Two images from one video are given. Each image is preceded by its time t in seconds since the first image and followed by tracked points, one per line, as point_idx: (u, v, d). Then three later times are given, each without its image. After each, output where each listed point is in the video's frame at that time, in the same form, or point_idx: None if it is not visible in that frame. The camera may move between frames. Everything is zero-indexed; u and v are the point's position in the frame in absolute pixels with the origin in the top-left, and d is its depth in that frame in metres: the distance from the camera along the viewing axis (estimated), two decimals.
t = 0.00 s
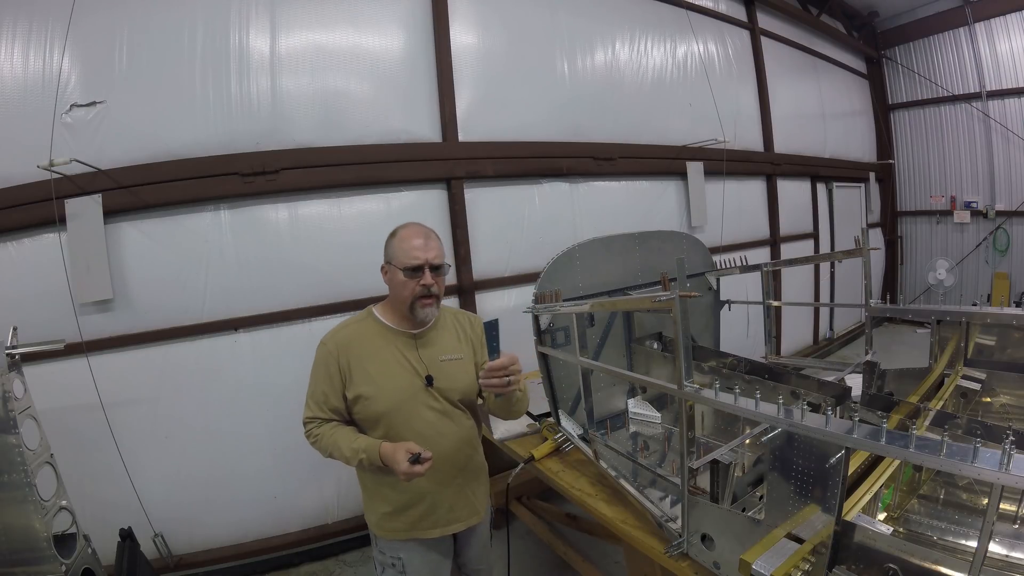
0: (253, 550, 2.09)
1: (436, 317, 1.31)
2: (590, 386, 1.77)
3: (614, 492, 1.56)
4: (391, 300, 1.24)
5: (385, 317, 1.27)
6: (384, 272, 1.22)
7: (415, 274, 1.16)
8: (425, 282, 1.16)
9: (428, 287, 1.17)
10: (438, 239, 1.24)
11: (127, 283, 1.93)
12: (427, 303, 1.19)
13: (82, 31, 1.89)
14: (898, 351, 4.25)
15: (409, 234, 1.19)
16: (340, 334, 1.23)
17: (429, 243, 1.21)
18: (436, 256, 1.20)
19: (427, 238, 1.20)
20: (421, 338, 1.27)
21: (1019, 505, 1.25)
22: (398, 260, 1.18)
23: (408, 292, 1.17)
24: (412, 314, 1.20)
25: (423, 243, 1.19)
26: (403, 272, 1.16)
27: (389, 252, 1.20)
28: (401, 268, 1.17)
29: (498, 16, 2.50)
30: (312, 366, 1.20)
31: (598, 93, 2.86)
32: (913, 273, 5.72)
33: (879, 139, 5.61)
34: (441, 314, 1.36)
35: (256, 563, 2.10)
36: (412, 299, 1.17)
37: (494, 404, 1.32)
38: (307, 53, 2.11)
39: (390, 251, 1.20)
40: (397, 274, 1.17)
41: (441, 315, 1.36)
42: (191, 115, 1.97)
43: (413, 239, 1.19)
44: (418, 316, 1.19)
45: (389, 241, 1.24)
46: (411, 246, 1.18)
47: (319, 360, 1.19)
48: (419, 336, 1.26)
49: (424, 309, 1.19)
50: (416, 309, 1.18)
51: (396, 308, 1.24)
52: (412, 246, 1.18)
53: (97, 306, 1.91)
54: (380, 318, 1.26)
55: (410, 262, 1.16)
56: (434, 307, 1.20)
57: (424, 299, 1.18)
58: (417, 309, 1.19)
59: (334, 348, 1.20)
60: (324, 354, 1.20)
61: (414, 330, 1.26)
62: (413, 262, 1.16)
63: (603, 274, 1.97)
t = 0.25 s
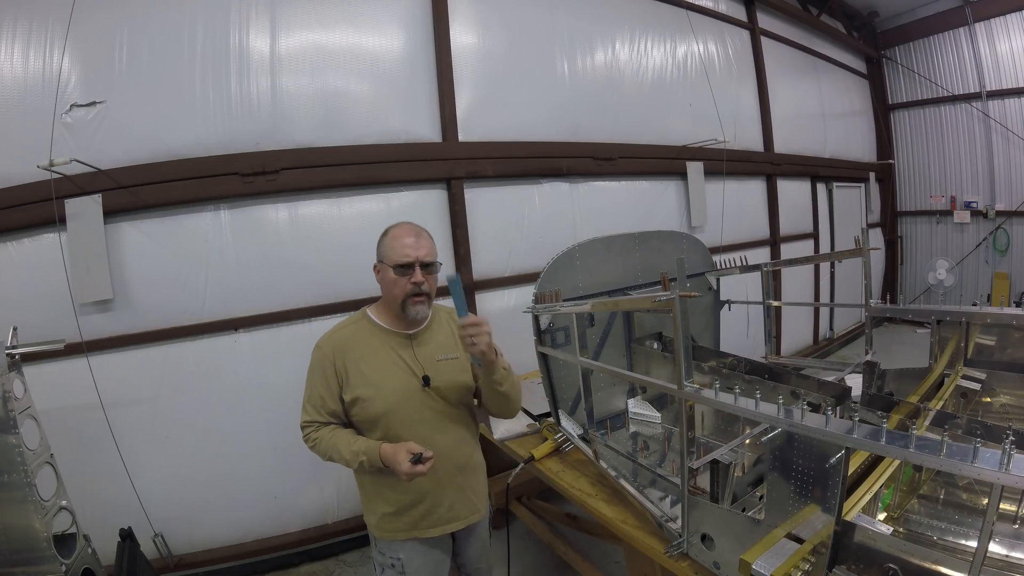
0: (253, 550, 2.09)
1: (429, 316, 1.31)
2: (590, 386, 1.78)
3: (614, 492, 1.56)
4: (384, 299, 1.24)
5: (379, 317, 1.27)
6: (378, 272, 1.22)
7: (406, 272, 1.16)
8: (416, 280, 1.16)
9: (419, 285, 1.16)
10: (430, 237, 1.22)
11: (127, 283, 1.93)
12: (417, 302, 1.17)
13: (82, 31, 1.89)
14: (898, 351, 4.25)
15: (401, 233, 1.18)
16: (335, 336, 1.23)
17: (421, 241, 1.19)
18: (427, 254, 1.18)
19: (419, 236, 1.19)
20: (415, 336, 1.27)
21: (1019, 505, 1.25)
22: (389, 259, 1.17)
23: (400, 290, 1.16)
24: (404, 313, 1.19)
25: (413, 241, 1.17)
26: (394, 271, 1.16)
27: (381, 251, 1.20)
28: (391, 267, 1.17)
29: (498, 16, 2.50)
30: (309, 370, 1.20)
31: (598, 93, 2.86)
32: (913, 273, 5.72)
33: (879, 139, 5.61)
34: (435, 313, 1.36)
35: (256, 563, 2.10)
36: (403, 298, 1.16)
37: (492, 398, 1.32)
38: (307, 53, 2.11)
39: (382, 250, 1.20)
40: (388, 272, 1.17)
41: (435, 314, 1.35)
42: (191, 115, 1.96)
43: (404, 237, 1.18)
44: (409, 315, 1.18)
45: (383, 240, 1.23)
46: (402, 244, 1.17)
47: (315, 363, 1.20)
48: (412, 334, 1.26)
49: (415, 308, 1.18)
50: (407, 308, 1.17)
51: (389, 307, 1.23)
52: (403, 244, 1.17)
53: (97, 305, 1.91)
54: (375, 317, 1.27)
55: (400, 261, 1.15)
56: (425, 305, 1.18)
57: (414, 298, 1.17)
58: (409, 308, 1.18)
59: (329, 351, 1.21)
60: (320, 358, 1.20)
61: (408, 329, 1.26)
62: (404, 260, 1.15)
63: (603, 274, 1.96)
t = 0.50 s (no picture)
0: (253, 550, 2.09)
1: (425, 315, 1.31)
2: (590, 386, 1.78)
3: (614, 492, 1.56)
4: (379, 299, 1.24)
5: (374, 316, 1.27)
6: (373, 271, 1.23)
7: (399, 274, 1.16)
8: (408, 282, 1.16)
9: (412, 287, 1.16)
10: (426, 238, 1.22)
11: (127, 283, 1.93)
12: (410, 303, 1.17)
13: (82, 31, 1.89)
14: (898, 351, 4.25)
15: (397, 233, 1.18)
16: (332, 337, 1.23)
17: (416, 243, 1.19)
18: (422, 255, 1.18)
19: (414, 237, 1.19)
20: (410, 337, 1.26)
21: (1019, 505, 1.25)
22: (383, 259, 1.17)
23: (393, 292, 1.17)
24: (397, 314, 1.19)
25: (408, 243, 1.17)
26: (387, 272, 1.16)
27: (377, 251, 1.20)
28: (385, 268, 1.17)
29: (498, 16, 2.50)
30: (307, 372, 1.21)
31: (598, 93, 2.86)
32: (913, 273, 5.72)
33: (879, 139, 5.61)
34: (431, 312, 1.36)
35: (256, 563, 2.10)
36: (395, 299, 1.17)
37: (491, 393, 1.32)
38: (307, 53, 2.11)
39: (378, 250, 1.20)
40: (383, 273, 1.17)
41: (433, 313, 1.35)
42: (191, 114, 1.96)
43: (400, 238, 1.17)
44: (401, 316, 1.18)
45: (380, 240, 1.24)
46: (396, 245, 1.16)
47: (313, 364, 1.20)
48: (407, 335, 1.26)
49: (407, 309, 1.18)
50: (399, 309, 1.17)
51: (384, 306, 1.24)
52: (398, 245, 1.16)
53: (97, 305, 1.91)
54: (370, 316, 1.27)
55: (394, 262, 1.15)
56: (418, 307, 1.18)
57: (407, 299, 1.17)
58: (401, 310, 1.18)
59: (327, 352, 1.21)
60: (317, 358, 1.20)
61: (402, 329, 1.26)
62: (398, 261, 1.15)
63: (603, 274, 1.96)
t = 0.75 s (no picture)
0: (253, 550, 2.09)
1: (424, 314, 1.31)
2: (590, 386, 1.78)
3: (614, 492, 1.56)
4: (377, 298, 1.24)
5: (372, 315, 1.27)
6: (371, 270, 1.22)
7: (397, 274, 1.16)
8: (405, 282, 1.16)
9: (409, 287, 1.16)
10: (424, 238, 1.22)
11: (127, 283, 1.93)
12: (407, 303, 1.17)
13: (81, 31, 1.89)
14: (898, 351, 4.25)
15: (394, 233, 1.18)
16: (331, 336, 1.24)
17: (414, 243, 1.19)
18: (419, 256, 1.18)
19: (412, 238, 1.19)
20: (408, 336, 1.26)
21: (1019, 505, 1.25)
22: (381, 259, 1.17)
23: (390, 292, 1.17)
24: (394, 313, 1.19)
25: (405, 243, 1.17)
26: (385, 272, 1.16)
27: (375, 251, 1.20)
28: (383, 267, 1.17)
29: (498, 16, 2.50)
30: (306, 370, 1.21)
31: (598, 93, 2.86)
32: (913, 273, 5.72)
33: (879, 139, 5.61)
34: (430, 311, 1.35)
35: (256, 563, 2.09)
36: (392, 299, 1.17)
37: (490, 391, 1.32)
38: (307, 53, 2.11)
39: (375, 250, 1.20)
40: (380, 273, 1.17)
41: (431, 312, 1.35)
42: (191, 114, 1.96)
43: (397, 238, 1.17)
44: (398, 316, 1.18)
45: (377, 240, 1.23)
46: (393, 245, 1.16)
47: (311, 363, 1.20)
48: (405, 335, 1.26)
49: (404, 309, 1.17)
50: (396, 309, 1.17)
51: (381, 306, 1.24)
52: (395, 245, 1.16)
53: (97, 305, 1.91)
54: (368, 315, 1.27)
55: (391, 262, 1.16)
56: (415, 307, 1.18)
57: (404, 299, 1.16)
58: (398, 309, 1.18)
59: (326, 350, 1.21)
60: (316, 357, 1.21)
61: (399, 329, 1.26)
62: (395, 261, 1.16)
63: (603, 274, 1.96)
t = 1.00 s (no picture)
0: (253, 550, 2.09)
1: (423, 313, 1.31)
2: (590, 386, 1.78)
3: (614, 492, 1.56)
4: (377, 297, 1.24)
5: (372, 315, 1.27)
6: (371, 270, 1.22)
7: (397, 272, 1.16)
8: (406, 280, 1.16)
9: (409, 284, 1.16)
10: (423, 237, 1.22)
11: (127, 283, 1.93)
12: (408, 300, 1.17)
13: (81, 31, 1.89)
14: (898, 352, 4.25)
15: (394, 232, 1.18)
16: (329, 335, 1.24)
17: (413, 241, 1.19)
18: (419, 254, 1.18)
19: (411, 236, 1.19)
20: (407, 335, 1.26)
21: (1018, 505, 1.25)
22: (381, 258, 1.17)
23: (390, 290, 1.17)
24: (395, 311, 1.19)
25: (405, 241, 1.17)
26: (385, 270, 1.16)
27: (375, 250, 1.20)
28: (383, 266, 1.17)
29: (498, 16, 2.51)
30: (304, 369, 1.21)
31: (598, 93, 2.86)
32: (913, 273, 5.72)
33: (879, 139, 5.61)
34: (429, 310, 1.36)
35: (256, 563, 2.09)
36: (393, 297, 1.16)
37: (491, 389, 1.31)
38: (307, 53, 2.11)
39: (375, 249, 1.20)
40: (380, 272, 1.17)
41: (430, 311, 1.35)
42: (190, 114, 1.96)
43: (397, 237, 1.18)
44: (400, 314, 1.18)
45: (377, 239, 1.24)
46: (393, 244, 1.17)
47: (310, 362, 1.21)
48: (404, 334, 1.26)
49: (405, 307, 1.17)
50: (397, 307, 1.17)
51: (382, 305, 1.24)
52: (395, 243, 1.17)
53: (97, 306, 1.91)
54: (368, 315, 1.27)
55: (391, 260, 1.16)
56: (416, 305, 1.18)
57: (405, 296, 1.16)
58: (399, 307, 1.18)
59: (324, 349, 1.22)
60: (314, 355, 1.21)
61: (400, 327, 1.26)
62: (395, 260, 1.16)
63: (603, 274, 1.97)
